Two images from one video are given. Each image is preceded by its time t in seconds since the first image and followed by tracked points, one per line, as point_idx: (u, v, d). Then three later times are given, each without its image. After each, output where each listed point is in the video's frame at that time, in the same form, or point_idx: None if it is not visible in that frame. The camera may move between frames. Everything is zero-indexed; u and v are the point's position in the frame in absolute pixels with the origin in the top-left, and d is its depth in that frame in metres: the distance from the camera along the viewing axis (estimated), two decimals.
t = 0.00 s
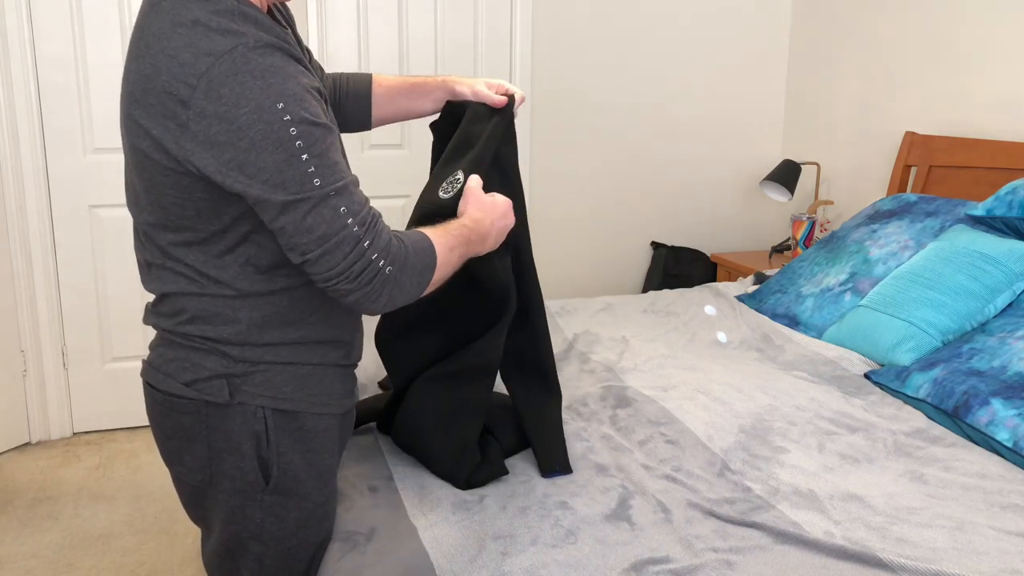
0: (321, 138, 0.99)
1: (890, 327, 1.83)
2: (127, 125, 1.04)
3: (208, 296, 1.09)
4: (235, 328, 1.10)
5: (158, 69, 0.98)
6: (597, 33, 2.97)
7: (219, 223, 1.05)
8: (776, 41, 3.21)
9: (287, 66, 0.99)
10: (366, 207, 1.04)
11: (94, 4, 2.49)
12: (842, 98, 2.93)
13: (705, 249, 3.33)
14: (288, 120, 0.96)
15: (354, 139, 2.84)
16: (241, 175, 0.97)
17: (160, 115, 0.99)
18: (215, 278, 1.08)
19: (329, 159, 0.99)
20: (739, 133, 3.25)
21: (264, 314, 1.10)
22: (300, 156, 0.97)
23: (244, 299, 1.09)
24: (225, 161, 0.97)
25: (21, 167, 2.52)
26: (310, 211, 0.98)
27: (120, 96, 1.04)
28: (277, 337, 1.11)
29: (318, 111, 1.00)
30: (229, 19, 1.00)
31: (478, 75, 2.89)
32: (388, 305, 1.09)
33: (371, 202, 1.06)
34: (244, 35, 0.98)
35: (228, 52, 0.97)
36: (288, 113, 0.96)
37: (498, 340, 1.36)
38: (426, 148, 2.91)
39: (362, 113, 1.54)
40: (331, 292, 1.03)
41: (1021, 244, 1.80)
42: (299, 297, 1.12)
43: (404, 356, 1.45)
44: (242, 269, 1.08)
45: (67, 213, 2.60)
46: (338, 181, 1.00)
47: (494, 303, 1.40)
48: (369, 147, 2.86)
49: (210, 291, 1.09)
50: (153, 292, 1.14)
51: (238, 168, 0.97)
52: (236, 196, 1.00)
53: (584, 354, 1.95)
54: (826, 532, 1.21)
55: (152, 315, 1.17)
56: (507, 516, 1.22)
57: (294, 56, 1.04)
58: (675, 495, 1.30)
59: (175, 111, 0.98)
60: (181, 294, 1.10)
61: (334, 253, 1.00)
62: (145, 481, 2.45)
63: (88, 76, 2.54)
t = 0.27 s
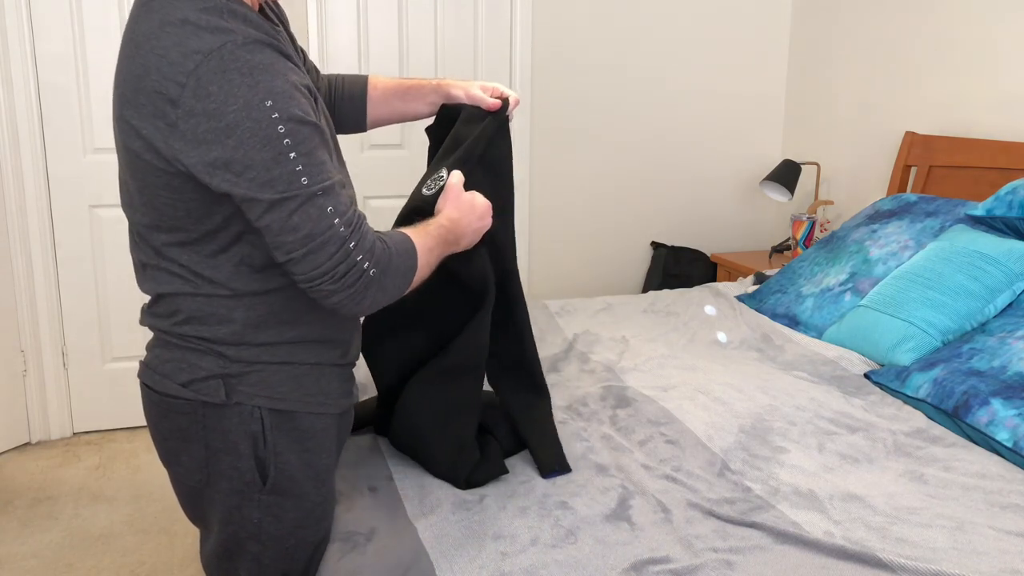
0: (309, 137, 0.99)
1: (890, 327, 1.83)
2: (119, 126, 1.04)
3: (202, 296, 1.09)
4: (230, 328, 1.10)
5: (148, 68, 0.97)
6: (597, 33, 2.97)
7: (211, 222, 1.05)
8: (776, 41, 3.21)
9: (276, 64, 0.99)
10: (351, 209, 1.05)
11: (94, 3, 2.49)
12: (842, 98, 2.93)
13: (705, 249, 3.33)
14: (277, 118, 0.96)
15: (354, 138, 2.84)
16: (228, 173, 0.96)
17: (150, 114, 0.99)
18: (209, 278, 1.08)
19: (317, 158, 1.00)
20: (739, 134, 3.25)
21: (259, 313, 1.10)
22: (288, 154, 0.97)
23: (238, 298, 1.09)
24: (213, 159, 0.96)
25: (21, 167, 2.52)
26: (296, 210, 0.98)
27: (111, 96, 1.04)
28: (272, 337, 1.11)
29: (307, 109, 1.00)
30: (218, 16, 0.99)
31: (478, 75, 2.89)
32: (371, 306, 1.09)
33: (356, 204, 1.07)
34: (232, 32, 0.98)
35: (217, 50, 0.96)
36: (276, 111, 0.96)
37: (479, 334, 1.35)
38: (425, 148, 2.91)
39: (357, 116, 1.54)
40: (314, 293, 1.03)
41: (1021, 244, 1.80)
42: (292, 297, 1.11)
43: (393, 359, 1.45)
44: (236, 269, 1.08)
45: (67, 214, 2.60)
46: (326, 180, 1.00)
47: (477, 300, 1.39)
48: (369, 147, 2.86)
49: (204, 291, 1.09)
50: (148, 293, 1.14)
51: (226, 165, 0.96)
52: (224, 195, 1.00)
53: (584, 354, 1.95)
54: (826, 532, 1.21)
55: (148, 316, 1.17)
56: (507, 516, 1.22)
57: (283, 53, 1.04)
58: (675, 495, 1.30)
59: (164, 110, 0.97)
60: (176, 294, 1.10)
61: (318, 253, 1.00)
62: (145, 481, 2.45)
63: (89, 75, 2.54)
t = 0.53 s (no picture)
0: (300, 134, 0.97)
1: (890, 327, 1.83)
2: (115, 126, 1.04)
3: (200, 296, 1.09)
4: (229, 327, 1.10)
5: (142, 67, 0.98)
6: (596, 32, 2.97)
7: (208, 221, 1.05)
8: (776, 41, 3.21)
9: (270, 60, 0.98)
10: (337, 208, 1.02)
11: (94, 3, 2.49)
12: (842, 98, 2.93)
13: (705, 249, 3.33)
14: (268, 114, 0.94)
15: (354, 138, 2.84)
16: (217, 168, 0.95)
17: (146, 114, 0.99)
18: (207, 278, 1.08)
19: (306, 156, 0.97)
20: (739, 134, 3.25)
21: (257, 313, 1.10)
22: (277, 151, 0.95)
23: (236, 297, 1.09)
24: (203, 154, 0.95)
25: (21, 168, 2.52)
26: (280, 207, 0.95)
27: (108, 96, 1.04)
28: (271, 336, 1.11)
29: (299, 106, 0.99)
30: (212, 13, 0.98)
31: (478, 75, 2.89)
32: (350, 310, 1.07)
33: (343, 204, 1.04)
34: (225, 29, 0.97)
35: (210, 47, 0.95)
36: (268, 107, 0.94)
37: (477, 336, 1.35)
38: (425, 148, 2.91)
39: (346, 112, 1.55)
40: (292, 292, 1.01)
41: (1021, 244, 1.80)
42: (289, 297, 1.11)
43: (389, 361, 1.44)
44: (233, 268, 1.08)
45: (67, 214, 2.61)
46: (313, 178, 0.98)
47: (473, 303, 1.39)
48: (369, 147, 2.86)
49: (202, 291, 1.09)
50: (147, 294, 1.14)
51: (215, 160, 0.95)
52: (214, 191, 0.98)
53: (584, 354, 1.95)
54: (826, 532, 1.21)
55: (147, 317, 1.17)
56: (507, 516, 1.22)
57: (277, 50, 1.03)
58: (675, 495, 1.30)
59: (158, 108, 0.97)
60: (174, 295, 1.10)
61: (299, 252, 0.97)
62: (145, 481, 2.45)
63: (88, 75, 2.54)
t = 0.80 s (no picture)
0: (295, 129, 0.97)
1: (890, 327, 1.83)
2: (112, 124, 1.03)
3: (200, 296, 1.09)
4: (230, 327, 1.10)
5: (138, 64, 0.97)
6: (596, 32, 2.97)
7: (207, 220, 1.05)
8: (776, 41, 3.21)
9: (265, 55, 0.97)
10: (333, 204, 1.01)
11: (94, 3, 2.49)
12: (842, 98, 2.93)
13: (705, 249, 3.33)
14: (262, 108, 0.94)
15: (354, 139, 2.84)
16: (212, 164, 0.94)
17: (142, 111, 0.99)
18: (207, 277, 1.08)
19: (301, 151, 0.97)
20: (739, 134, 3.25)
21: (256, 312, 1.10)
22: (271, 146, 0.94)
23: (237, 296, 1.09)
24: (198, 151, 0.95)
25: (21, 168, 2.52)
26: (275, 201, 0.95)
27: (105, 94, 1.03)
28: (271, 335, 1.11)
29: (295, 101, 0.98)
30: (207, 9, 0.98)
31: (478, 75, 2.89)
32: (347, 306, 1.05)
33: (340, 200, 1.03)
34: (220, 25, 0.96)
35: (205, 43, 0.95)
36: (263, 102, 0.94)
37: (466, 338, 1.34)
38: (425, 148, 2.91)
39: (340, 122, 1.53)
40: (287, 288, 1.00)
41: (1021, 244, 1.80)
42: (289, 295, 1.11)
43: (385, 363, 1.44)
44: (232, 267, 1.08)
45: (67, 214, 2.60)
46: (309, 173, 0.97)
47: (462, 301, 1.38)
48: (369, 147, 2.86)
49: (202, 290, 1.09)
50: (147, 294, 1.14)
51: (211, 155, 0.94)
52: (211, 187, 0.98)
53: (584, 354, 1.95)
54: (826, 532, 1.21)
55: (148, 317, 1.16)
56: (507, 516, 1.22)
57: (274, 46, 1.02)
58: (675, 495, 1.30)
59: (154, 105, 0.97)
60: (175, 294, 1.10)
61: (294, 247, 0.97)
62: (145, 481, 2.45)
63: (88, 75, 2.54)
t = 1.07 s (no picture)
0: (291, 129, 0.97)
1: (890, 327, 1.83)
2: (109, 123, 1.03)
3: (197, 295, 1.09)
4: (227, 326, 1.10)
5: (134, 62, 0.97)
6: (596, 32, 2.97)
7: (205, 219, 1.05)
8: (776, 41, 3.21)
9: (262, 55, 0.97)
10: (328, 204, 1.01)
11: (94, 3, 2.49)
12: (842, 98, 2.93)
13: (705, 249, 3.33)
14: (258, 108, 0.94)
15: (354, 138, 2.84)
16: (208, 162, 0.94)
17: (138, 109, 0.98)
18: (204, 275, 1.08)
19: (297, 151, 0.97)
20: (739, 134, 3.25)
21: (254, 311, 1.10)
22: (267, 145, 0.94)
23: (235, 296, 1.09)
24: (194, 148, 0.94)
25: (21, 168, 2.52)
26: (269, 199, 0.94)
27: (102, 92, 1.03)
28: (268, 335, 1.11)
29: (292, 101, 0.98)
30: (205, 8, 0.98)
31: (478, 75, 2.89)
32: (339, 307, 1.05)
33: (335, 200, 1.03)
34: (216, 23, 0.96)
35: (202, 41, 0.95)
36: (260, 101, 0.94)
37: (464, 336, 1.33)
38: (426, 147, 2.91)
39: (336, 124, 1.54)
40: (280, 287, 0.99)
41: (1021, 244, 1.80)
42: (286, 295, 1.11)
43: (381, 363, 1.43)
44: (229, 266, 1.08)
45: (67, 214, 2.60)
46: (304, 172, 0.97)
47: (457, 300, 1.36)
48: (369, 147, 2.86)
49: (199, 289, 1.09)
50: (145, 293, 1.14)
51: (207, 154, 0.94)
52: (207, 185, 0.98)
53: (584, 354, 1.95)
54: (826, 532, 1.21)
55: (146, 317, 1.16)
56: (507, 516, 1.22)
57: (271, 46, 1.02)
58: (675, 495, 1.30)
59: (150, 103, 0.97)
60: (173, 294, 1.10)
61: (288, 246, 0.96)
62: (145, 481, 2.45)
63: (89, 75, 2.54)
